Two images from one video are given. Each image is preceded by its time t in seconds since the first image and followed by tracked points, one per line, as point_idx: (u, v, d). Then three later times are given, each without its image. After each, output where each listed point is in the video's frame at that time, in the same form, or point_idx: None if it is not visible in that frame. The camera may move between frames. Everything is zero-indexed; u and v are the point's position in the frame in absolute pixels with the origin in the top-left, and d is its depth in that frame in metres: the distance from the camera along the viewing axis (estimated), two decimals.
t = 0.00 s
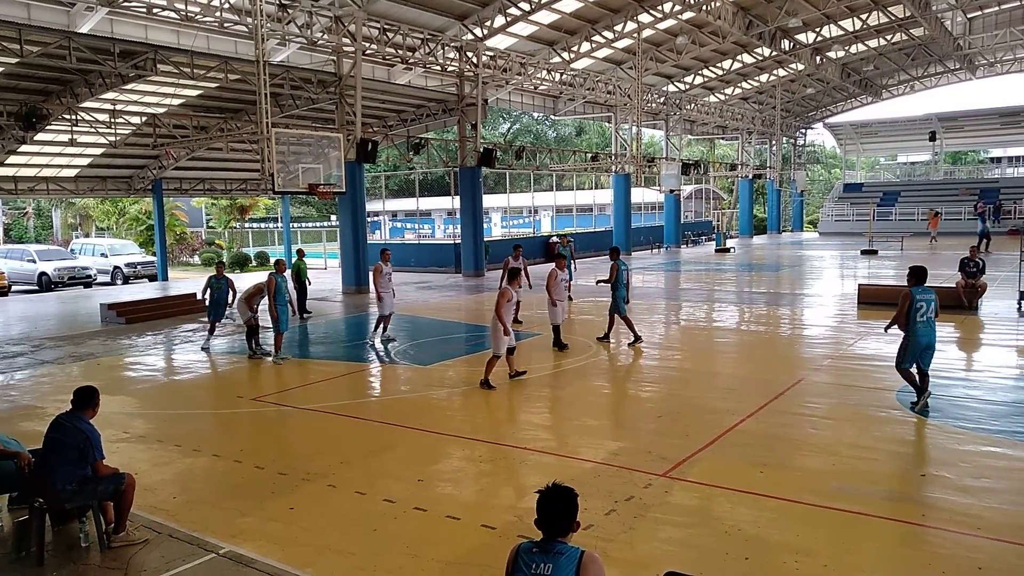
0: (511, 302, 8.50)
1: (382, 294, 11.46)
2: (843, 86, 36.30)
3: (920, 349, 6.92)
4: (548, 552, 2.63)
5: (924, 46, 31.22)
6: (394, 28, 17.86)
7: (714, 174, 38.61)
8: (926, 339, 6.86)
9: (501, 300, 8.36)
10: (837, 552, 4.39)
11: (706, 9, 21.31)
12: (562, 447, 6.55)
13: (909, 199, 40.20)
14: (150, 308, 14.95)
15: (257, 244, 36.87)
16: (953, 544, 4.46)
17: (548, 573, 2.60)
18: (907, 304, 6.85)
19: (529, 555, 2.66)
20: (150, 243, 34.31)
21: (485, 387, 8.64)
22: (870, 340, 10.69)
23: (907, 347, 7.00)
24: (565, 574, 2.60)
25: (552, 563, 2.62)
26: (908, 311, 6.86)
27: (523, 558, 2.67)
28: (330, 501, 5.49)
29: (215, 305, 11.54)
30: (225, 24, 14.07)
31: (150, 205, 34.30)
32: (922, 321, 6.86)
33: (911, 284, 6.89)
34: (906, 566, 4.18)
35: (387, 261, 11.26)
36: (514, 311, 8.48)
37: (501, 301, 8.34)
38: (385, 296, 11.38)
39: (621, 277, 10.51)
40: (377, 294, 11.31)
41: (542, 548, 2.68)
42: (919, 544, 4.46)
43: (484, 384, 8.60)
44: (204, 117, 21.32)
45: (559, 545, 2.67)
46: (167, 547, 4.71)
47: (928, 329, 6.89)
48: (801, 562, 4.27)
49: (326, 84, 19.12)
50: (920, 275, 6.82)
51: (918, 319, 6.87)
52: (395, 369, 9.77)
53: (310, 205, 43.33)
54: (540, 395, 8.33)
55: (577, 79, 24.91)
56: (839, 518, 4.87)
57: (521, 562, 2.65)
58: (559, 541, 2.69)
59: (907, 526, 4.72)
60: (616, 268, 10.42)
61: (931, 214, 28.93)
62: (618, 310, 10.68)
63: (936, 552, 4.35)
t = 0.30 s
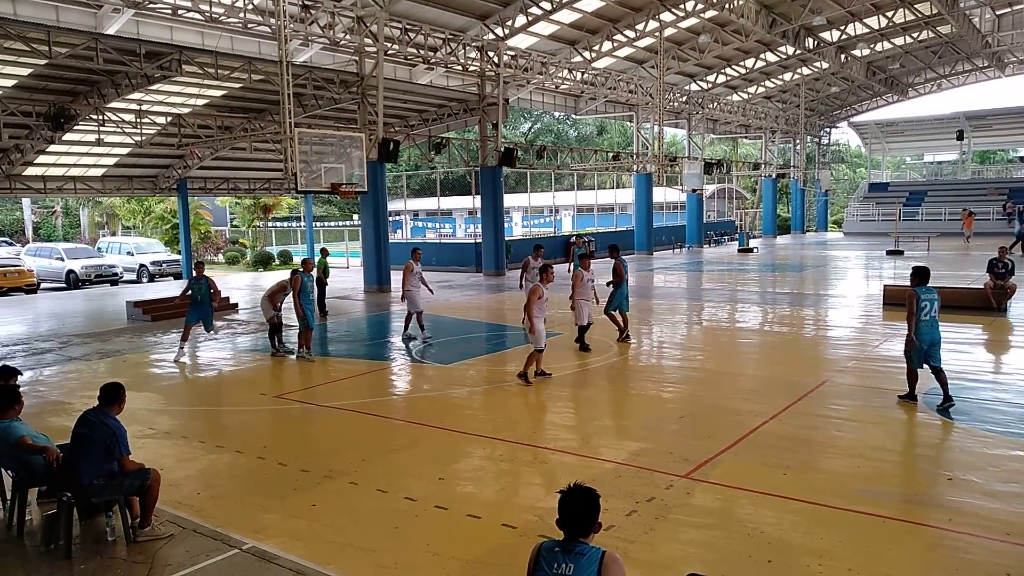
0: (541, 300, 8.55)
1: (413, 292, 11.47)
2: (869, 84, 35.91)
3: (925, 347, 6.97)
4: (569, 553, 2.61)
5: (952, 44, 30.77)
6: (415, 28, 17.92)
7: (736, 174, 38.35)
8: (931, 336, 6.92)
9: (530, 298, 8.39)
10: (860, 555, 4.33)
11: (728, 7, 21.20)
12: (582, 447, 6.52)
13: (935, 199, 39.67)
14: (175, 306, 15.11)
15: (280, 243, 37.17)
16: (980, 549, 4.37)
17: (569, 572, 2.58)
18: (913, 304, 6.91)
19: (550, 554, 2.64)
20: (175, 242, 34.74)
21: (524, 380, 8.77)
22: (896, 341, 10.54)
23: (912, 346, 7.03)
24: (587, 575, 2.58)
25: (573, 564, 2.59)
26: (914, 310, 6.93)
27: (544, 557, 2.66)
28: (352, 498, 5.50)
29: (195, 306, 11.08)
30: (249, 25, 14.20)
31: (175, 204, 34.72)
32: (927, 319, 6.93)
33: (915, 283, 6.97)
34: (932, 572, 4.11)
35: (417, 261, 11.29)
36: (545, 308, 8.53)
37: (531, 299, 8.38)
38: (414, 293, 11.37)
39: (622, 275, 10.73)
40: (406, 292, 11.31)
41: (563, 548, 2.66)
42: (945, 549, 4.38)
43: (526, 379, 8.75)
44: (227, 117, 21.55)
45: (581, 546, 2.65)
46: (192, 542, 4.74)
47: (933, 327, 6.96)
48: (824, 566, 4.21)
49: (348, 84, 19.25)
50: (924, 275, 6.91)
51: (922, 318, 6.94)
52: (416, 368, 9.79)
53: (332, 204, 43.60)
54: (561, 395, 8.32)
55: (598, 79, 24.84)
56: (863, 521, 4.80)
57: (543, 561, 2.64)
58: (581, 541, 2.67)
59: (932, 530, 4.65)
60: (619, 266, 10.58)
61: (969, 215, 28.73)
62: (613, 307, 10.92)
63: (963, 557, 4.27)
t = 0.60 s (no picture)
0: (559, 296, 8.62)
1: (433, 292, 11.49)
2: (878, 84, 35.77)
3: (913, 342, 7.21)
4: (582, 548, 2.61)
5: (963, 44, 30.60)
6: (424, 27, 17.92)
7: (745, 174, 38.27)
8: (920, 331, 7.22)
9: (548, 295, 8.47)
10: (871, 557, 4.30)
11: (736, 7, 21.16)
12: (591, 447, 6.51)
13: (945, 199, 39.49)
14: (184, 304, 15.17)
15: (289, 242, 37.31)
16: (991, 552, 4.34)
17: (582, 568, 2.58)
18: (902, 300, 7.20)
19: (564, 549, 2.65)
20: (184, 240, 34.88)
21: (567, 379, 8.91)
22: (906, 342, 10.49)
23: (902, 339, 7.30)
24: (601, 570, 2.58)
25: (586, 559, 2.59)
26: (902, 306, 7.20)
27: (557, 551, 2.66)
28: (361, 497, 5.51)
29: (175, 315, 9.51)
30: (258, 25, 14.23)
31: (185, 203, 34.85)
32: (915, 314, 7.22)
33: (905, 279, 7.19)
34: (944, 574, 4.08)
35: (438, 260, 11.29)
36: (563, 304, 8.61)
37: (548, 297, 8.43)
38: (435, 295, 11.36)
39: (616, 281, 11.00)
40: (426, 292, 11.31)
41: (577, 544, 2.66)
42: (956, 551, 4.36)
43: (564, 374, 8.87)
44: (237, 117, 21.65)
45: (594, 543, 2.65)
46: (201, 539, 4.75)
47: (920, 321, 7.26)
48: (834, 567, 4.19)
49: (356, 83, 19.31)
50: (913, 272, 7.12)
51: (910, 313, 7.23)
52: (424, 367, 9.80)
53: (341, 203, 43.69)
54: (569, 394, 8.31)
55: (607, 78, 24.83)
56: (874, 523, 4.78)
57: (556, 556, 2.64)
58: (594, 537, 2.67)
59: (944, 532, 4.62)
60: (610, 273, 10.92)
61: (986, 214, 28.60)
62: (610, 313, 11.12)
63: (975, 560, 4.24)
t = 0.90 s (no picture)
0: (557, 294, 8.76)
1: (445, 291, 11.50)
2: (876, 83, 35.81)
3: (894, 338, 7.60)
4: (588, 539, 2.63)
5: (961, 43, 30.62)
6: (422, 27, 17.90)
7: (744, 173, 38.31)
8: (899, 329, 7.61)
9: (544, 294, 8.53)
10: (870, 557, 4.30)
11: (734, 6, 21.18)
12: (589, 447, 6.51)
13: (943, 199, 39.56)
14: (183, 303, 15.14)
15: (288, 241, 37.33)
16: (990, 551, 4.35)
17: (586, 559, 2.58)
18: (882, 298, 7.54)
19: (568, 542, 2.66)
20: (182, 239, 34.84)
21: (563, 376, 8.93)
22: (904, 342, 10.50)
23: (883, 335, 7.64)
24: (606, 562, 2.59)
25: (591, 551, 2.61)
26: (883, 304, 7.56)
27: (563, 543, 2.67)
28: (359, 496, 5.50)
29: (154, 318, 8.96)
30: (256, 23, 14.21)
31: (183, 202, 34.84)
32: (894, 311, 7.61)
33: (886, 278, 7.52)
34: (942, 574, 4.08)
35: (447, 259, 11.25)
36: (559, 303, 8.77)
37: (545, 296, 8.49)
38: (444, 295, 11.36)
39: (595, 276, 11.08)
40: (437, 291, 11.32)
41: (582, 538, 2.67)
42: (953, 550, 4.37)
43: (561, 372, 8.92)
44: (234, 116, 21.65)
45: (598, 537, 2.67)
46: (199, 539, 4.74)
47: (897, 318, 7.67)
48: (832, 567, 4.20)
49: (354, 82, 19.32)
50: (893, 271, 7.45)
51: (890, 310, 7.60)
52: (422, 366, 9.80)
53: (339, 202, 43.65)
54: (567, 394, 8.32)
55: (605, 78, 24.86)
56: (873, 523, 4.77)
57: (562, 546, 2.65)
58: (599, 532, 2.69)
59: (942, 531, 4.63)
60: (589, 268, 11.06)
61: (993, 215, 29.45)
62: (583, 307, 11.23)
63: (975, 560, 4.24)
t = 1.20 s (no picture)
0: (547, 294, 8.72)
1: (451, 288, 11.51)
2: (874, 83, 35.86)
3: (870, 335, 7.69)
4: (597, 526, 2.66)
5: (959, 43, 30.67)
6: (420, 25, 17.89)
7: (742, 172, 38.35)
8: (872, 326, 7.69)
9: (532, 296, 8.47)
10: (867, 555, 4.31)
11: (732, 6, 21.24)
12: (587, 445, 6.50)
13: (941, 198, 39.66)
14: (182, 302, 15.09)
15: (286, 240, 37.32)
16: (988, 549, 4.35)
17: (596, 542, 2.62)
18: (853, 298, 7.55)
19: (578, 526, 2.71)
20: (181, 238, 34.78)
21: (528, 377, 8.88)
22: (903, 340, 10.51)
23: (858, 335, 7.70)
24: (613, 547, 2.61)
25: (600, 535, 2.65)
26: (855, 304, 7.60)
27: (572, 531, 2.71)
28: (357, 494, 5.50)
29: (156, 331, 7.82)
30: (254, 21, 14.21)
31: (181, 201, 34.80)
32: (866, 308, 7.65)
33: (854, 279, 7.54)
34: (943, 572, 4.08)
35: (457, 257, 11.21)
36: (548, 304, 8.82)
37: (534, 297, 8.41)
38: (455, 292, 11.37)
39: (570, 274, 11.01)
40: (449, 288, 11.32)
41: (591, 524, 2.73)
42: (952, 549, 4.37)
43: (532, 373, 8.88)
44: (233, 114, 21.65)
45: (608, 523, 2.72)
46: (197, 537, 4.73)
47: (870, 315, 7.74)
48: (831, 565, 4.20)
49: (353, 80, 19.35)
50: (859, 272, 7.49)
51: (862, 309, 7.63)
52: (419, 365, 9.78)
53: (337, 201, 43.62)
54: (565, 392, 8.31)
55: (603, 77, 24.90)
56: (872, 521, 4.78)
57: (571, 533, 2.68)
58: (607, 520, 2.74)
59: (939, 529, 4.63)
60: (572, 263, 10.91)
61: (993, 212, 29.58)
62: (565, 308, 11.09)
63: (974, 558, 4.24)
